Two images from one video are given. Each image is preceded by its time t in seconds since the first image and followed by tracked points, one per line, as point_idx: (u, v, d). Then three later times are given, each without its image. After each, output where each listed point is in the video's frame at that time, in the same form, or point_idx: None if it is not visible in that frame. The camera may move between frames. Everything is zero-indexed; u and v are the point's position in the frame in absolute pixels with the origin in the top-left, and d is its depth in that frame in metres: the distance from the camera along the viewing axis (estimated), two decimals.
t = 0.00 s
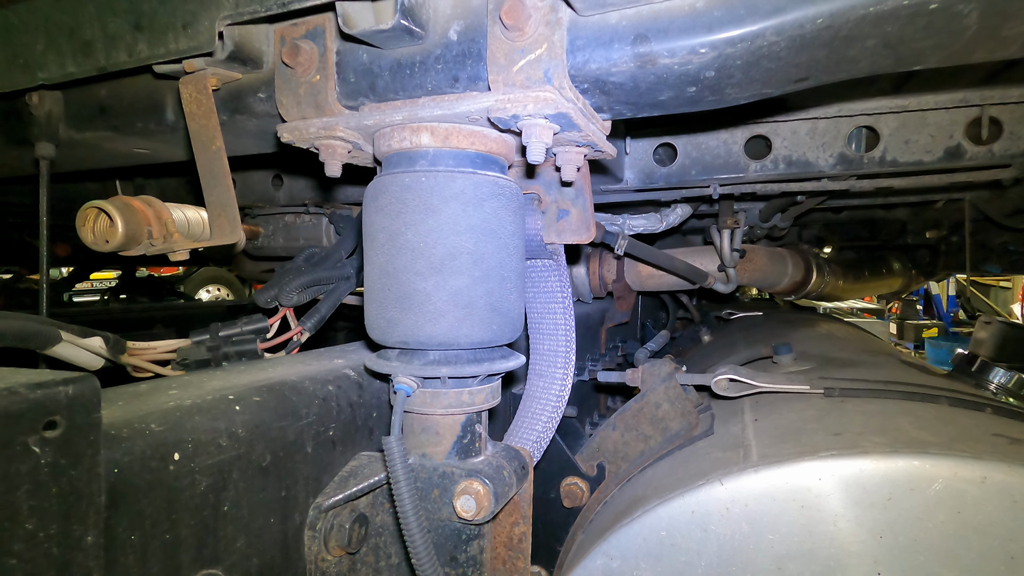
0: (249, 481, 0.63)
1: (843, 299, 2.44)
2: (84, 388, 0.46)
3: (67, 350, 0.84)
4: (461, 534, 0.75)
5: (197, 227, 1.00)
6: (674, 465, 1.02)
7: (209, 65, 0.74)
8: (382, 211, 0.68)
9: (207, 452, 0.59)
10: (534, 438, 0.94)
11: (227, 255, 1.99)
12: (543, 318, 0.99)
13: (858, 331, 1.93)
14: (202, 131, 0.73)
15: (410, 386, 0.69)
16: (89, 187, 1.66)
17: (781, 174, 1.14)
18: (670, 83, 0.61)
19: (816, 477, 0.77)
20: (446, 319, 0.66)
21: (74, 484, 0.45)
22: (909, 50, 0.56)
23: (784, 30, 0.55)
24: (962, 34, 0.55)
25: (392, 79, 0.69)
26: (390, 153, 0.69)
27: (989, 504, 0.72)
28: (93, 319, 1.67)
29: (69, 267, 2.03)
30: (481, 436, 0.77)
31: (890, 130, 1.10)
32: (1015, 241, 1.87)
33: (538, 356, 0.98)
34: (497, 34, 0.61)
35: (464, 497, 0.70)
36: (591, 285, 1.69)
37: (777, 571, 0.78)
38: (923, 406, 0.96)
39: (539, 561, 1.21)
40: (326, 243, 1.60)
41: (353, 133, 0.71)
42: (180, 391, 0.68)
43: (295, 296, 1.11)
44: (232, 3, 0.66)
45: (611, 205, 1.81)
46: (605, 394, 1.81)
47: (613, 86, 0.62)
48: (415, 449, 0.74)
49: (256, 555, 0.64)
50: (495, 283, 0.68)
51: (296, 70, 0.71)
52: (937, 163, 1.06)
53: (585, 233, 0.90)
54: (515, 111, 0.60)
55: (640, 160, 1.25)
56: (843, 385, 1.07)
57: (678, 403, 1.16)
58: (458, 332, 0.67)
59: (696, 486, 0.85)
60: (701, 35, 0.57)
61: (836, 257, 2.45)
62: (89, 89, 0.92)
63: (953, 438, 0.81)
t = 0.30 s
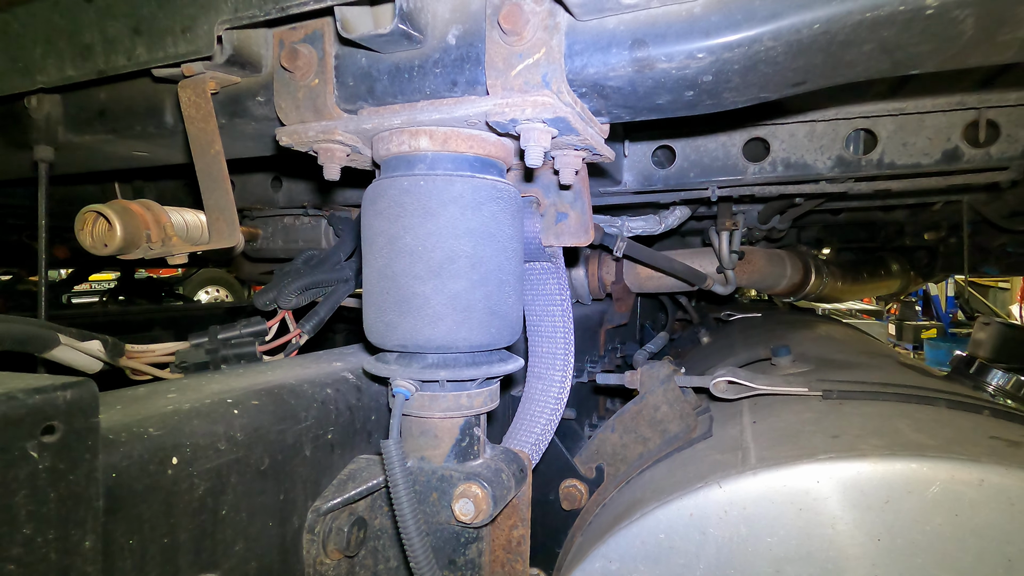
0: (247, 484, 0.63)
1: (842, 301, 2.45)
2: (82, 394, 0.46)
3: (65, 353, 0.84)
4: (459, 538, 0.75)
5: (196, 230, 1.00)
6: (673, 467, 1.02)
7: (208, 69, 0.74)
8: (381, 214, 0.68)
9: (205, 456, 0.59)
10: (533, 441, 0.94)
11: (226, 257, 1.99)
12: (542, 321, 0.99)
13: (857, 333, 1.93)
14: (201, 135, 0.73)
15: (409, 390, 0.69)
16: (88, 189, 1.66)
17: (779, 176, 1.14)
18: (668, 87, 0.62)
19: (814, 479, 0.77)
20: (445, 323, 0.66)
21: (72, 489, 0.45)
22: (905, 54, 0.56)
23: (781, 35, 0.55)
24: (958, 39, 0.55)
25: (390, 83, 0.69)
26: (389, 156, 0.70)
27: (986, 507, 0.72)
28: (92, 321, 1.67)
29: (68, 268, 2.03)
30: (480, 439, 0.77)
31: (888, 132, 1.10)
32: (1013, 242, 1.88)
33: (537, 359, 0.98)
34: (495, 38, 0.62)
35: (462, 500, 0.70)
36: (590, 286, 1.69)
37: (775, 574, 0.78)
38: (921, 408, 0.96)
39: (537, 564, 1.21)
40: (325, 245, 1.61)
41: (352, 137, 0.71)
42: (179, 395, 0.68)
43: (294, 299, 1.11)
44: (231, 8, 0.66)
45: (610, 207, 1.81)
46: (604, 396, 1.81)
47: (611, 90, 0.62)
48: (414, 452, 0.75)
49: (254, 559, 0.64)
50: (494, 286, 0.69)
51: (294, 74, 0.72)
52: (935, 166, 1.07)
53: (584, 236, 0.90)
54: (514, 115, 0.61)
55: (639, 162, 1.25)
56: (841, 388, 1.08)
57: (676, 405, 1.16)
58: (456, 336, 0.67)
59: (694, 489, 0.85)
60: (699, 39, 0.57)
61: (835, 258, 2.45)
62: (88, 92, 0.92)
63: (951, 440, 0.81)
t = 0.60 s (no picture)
0: (247, 485, 0.63)
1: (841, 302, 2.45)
2: (82, 395, 0.46)
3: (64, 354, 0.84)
4: (459, 538, 0.75)
5: (195, 231, 1.00)
6: (673, 468, 1.02)
7: (208, 69, 0.74)
8: (382, 215, 0.68)
9: (205, 457, 0.59)
10: (533, 442, 0.94)
11: (225, 258, 1.99)
12: (542, 321, 0.99)
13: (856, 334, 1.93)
14: (201, 135, 0.73)
15: (409, 390, 0.69)
16: (87, 189, 1.66)
17: (779, 177, 1.15)
18: (668, 88, 0.62)
19: (815, 480, 0.77)
20: (445, 323, 0.66)
21: (72, 490, 0.45)
22: (906, 55, 0.56)
23: (782, 36, 0.55)
24: (959, 39, 0.55)
25: (391, 83, 0.69)
26: (390, 157, 0.69)
27: (986, 507, 0.72)
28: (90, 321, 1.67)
29: (66, 269, 2.03)
30: (480, 440, 0.77)
31: (888, 133, 1.10)
32: (1012, 243, 1.88)
33: (537, 359, 0.98)
34: (496, 39, 0.62)
35: (462, 501, 0.70)
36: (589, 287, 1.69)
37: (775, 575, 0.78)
38: (921, 409, 0.96)
39: (537, 565, 1.21)
40: (324, 246, 1.60)
41: (352, 137, 0.71)
42: (179, 396, 0.68)
43: (294, 300, 1.11)
44: (232, 8, 0.66)
45: (610, 208, 1.81)
46: (603, 397, 1.80)
47: (612, 91, 0.62)
48: (414, 453, 0.74)
49: (254, 560, 0.63)
50: (494, 286, 0.68)
51: (295, 75, 0.71)
52: (934, 167, 1.07)
53: (583, 237, 0.90)
54: (514, 116, 0.61)
55: (638, 163, 1.25)
56: (841, 388, 1.08)
57: (676, 406, 1.16)
58: (456, 336, 0.67)
59: (694, 489, 0.85)
60: (700, 40, 0.57)
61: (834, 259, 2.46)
62: (87, 92, 0.92)
63: (951, 441, 0.81)
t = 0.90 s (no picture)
0: (243, 488, 0.63)
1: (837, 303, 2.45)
2: (76, 396, 0.46)
3: (60, 356, 0.84)
4: (456, 540, 0.75)
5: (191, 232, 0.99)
6: (669, 469, 1.02)
7: (204, 71, 0.73)
8: (378, 217, 0.68)
9: (200, 460, 0.59)
10: (529, 443, 0.94)
11: (222, 260, 1.99)
12: (539, 323, 0.99)
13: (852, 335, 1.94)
14: (196, 136, 0.73)
15: (405, 392, 0.68)
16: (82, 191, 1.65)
17: (775, 179, 1.15)
18: (664, 90, 0.62)
19: (811, 481, 0.77)
20: (441, 325, 0.66)
21: (67, 493, 0.45)
22: (899, 58, 0.57)
23: (776, 39, 0.56)
24: (951, 43, 0.55)
25: (387, 85, 0.69)
26: (386, 159, 0.69)
27: (981, 507, 0.72)
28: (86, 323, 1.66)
29: (62, 271, 2.02)
30: (476, 441, 0.77)
31: (883, 135, 1.10)
32: (1007, 245, 1.89)
33: (533, 361, 0.98)
34: (492, 41, 0.62)
35: (459, 503, 0.70)
36: (587, 288, 1.70)
37: None
38: (916, 410, 0.96)
39: (534, 567, 1.21)
40: (321, 247, 1.59)
41: (348, 139, 0.71)
42: (174, 398, 0.68)
43: (290, 302, 1.10)
44: (228, 10, 0.66)
45: (607, 210, 1.82)
46: (600, 399, 1.80)
47: (607, 93, 0.63)
48: (410, 455, 0.74)
49: (250, 563, 0.63)
50: (491, 288, 0.69)
51: (291, 76, 0.71)
52: (929, 169, 1.07)
53: (580, 238, 0.90)
54: (510, 118, 0.61)
55: (635, 165, 1.26)
56: (836, 389, 1.08)
57: (673, 407, 1.16)
58: (453, 338, 0.67)
59: (691, 491, 0.85)
60: (695, 43, 0.57)
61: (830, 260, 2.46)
62: (83, 94, 0.92)
63: (945, 441, 0.81)
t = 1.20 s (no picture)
0: (240, 490, 0.63)
1: (834, 305, 2.46)
2: (74, 399, 0.46)
3: (57, 359, 0.84)
4: (453, 542, 0.75)
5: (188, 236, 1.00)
6: (666, 471, 1.02)
7: (202, 74, 0.74)
8: (375, 220, 0.68)
9: (197, 462, 0.59)
10: (526, 445, 0.94)
11: (219, 263, 1.99)
12: (536, 325, 0.99)
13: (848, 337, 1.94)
14: (193, 140, 0.73)
15: (402, 394, 0.70)
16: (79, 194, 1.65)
17: (770, 182, 1.16)
18: (658, 94, 0.62)
19: (806, 482, 0.78)
20: (438, 327, 0.66)
21: (64, 495, 0.45)
22: (891, 63, 0.57)
23: (769, 44, 0.56)
24: (942, 48, 0.56)
25: (384, 89, 0.69)
26: (382, 162, 0.70)
27: (974, 508, 0.73)
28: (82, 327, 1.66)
29: (59, 274, 2.01)
30: (473, 444, 0.77)
31: (877, 139, 1.11)
32: (1001, 247, 1.90)
33: (530, 363, 0.99)
34: (488, 46, 0.62)
35: (455, 505, 0.70)
36: (584, 291, 1.70)
37: None
38: (911, 411, 0.97)
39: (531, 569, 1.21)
40: (318, 250, 1.61)
41: (346, 142, 0.71)
42: (170, 401, 0.68)
43: (287, 305, 1.10)
44: (226, 15, 0.67)
45: (604, 213, 1.82)
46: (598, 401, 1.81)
47: (603, 97, 0.63)
48: (407, 457, 0.74)
49: (247, 565, 0.63)
50: (487, 291, 0.69)
51: (288, 80, 0.72)
52: (923, 172, 1.08)
53: (576, 241, 0.90)
54: (506, 122, 0.61)
55: (631, 168, 1.26)
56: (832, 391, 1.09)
57: (669, 409, 1.16)
58: (449, 340, 0.67)
59: (687, 492, 0.85)
60: (688, 48, 0.58)
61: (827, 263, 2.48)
62: (81, 97, 0.92)
63: (939, 443, 0.82)
